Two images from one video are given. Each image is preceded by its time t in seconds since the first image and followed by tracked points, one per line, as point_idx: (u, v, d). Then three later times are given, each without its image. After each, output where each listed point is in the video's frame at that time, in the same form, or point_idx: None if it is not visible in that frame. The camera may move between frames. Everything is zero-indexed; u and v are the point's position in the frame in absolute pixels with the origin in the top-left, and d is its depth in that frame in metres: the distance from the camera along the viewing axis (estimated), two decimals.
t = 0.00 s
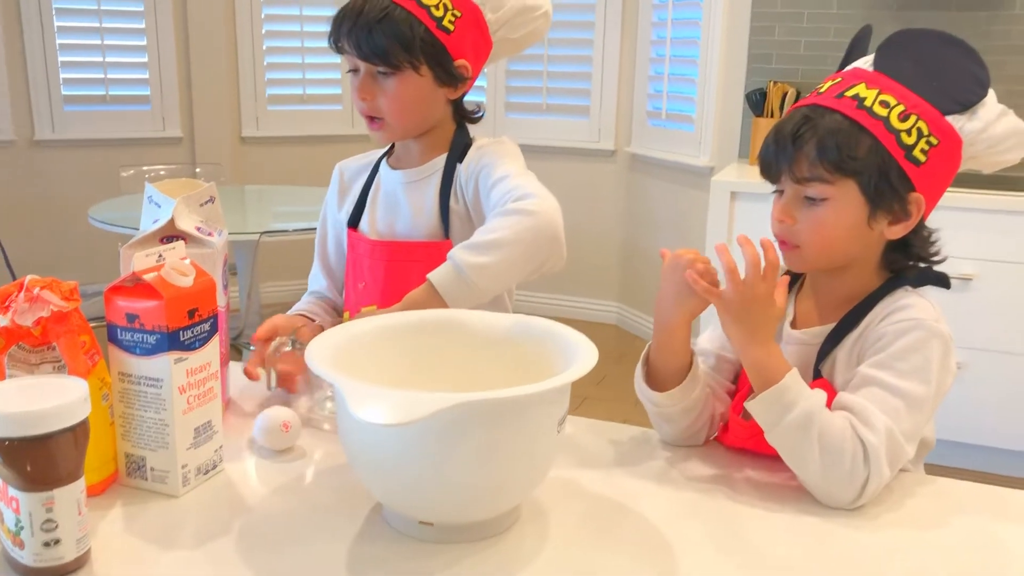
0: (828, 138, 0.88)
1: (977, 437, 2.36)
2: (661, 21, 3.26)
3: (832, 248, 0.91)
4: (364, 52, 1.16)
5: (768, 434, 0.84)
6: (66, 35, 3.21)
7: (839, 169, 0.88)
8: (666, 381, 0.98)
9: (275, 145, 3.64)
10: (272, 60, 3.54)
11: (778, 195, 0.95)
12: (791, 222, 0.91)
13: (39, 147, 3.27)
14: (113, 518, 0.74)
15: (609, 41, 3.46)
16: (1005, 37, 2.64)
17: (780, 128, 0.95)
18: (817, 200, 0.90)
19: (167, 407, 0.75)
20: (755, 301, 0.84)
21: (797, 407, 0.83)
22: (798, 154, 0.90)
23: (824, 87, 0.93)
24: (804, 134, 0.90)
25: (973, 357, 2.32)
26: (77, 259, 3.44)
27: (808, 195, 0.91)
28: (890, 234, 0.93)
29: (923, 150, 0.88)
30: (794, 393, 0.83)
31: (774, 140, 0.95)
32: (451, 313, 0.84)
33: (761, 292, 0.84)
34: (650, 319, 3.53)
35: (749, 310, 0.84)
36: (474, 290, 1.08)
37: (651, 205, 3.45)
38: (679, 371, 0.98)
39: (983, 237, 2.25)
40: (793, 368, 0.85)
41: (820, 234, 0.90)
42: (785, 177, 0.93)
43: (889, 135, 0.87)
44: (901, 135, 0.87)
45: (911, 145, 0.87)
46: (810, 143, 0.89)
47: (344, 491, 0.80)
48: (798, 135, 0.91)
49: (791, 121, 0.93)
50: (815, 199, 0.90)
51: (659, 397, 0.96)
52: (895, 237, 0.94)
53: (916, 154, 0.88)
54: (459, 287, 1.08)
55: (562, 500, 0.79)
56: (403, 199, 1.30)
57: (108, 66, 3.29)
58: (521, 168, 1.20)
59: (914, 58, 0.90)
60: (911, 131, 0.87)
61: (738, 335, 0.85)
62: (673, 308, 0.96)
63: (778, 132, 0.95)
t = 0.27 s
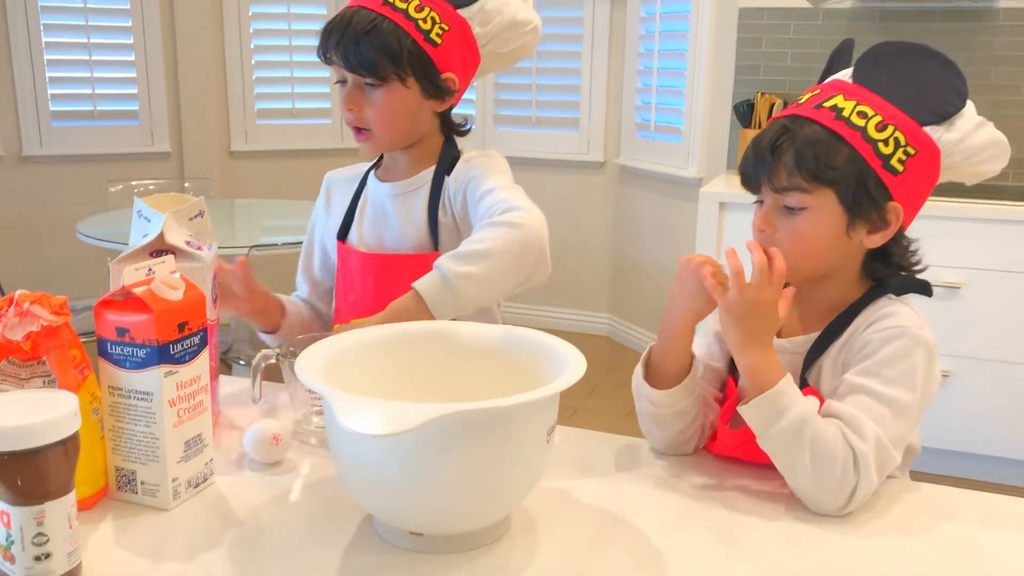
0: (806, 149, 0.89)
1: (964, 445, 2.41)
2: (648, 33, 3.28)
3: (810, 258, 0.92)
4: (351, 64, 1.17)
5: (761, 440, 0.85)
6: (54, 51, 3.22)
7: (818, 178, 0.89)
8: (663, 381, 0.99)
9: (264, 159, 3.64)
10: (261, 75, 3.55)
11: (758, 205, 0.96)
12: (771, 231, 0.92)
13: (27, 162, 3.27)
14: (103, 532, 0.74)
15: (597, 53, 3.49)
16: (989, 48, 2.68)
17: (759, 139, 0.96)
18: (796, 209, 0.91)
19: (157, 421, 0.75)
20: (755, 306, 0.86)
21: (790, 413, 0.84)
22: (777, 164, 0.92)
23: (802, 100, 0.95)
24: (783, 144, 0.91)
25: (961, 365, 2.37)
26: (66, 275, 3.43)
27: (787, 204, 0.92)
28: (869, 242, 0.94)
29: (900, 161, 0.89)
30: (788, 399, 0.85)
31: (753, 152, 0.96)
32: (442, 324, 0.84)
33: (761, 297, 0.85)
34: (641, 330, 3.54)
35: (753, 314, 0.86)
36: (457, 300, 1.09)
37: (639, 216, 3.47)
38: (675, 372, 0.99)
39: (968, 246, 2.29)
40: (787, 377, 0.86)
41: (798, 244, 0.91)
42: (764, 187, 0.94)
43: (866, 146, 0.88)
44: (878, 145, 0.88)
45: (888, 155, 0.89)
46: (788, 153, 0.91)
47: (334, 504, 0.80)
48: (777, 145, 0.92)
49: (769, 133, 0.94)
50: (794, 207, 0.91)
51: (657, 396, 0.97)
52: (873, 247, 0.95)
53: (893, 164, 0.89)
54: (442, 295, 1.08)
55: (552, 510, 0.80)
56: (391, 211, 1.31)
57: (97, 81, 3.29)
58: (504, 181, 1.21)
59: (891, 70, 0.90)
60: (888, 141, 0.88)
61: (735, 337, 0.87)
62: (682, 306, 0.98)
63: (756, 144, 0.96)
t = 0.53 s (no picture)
0: (790, 162, 0.90)
1: (958, 449, 2.42)
2: (640, 41, 3.29)
3: (800, 268, 0.92)
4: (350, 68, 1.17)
5: (756, 442, 0.86)
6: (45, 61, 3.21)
7: (802, 192, 0.89)
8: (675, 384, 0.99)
9: (256, 168, 3.64)
10: (253, 84, 3.55)
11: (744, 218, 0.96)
12: (759, 245, 0.93)
13: (18, 172, 3.26)
14: (97, 543, 0.74)
15: (588, 62, 3.50)
16: (979, 55, 2.70)
17: (743, 152, 0.96)
18: (783, 219, 0.91)
19: (151, 431, 0.75)
20: (757, 310, 0.89)
21: (785, 416, 0.85)
22: (762, 178, 0.92)
23: (785, 110, 0.95)
24: (767, 158, 0.91)
25: (952, 371, 2.38)
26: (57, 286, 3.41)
27: (774, 218, 0.92)
28: (854, 253, 0.94)
29: (884, 170, 0.90)
30: (784, 402, 0.85)
31: (737, 164, 0.96)
32: (439, 334, 0.84)
33: (763, 301, 0.89)
34: (634, 338, 3.54)
35: (759, 319, 0.89)
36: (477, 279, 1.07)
37: (632, 223, 3.48)
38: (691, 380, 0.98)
39: (959, 252, 2.31)
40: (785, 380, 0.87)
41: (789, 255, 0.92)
42: (750, 201, 0.94)
43: (849, 157, 0.89)
44: (862, 156, 0.89)
45: (872, 166, 0.89)
46: (774, 166, 0.91)
47: (330, 513, 0.80)
48: (761, 159, 0.92)
49: (752, 145, 0.94)
50: (781, 218, 0.91)
51: (671, 401, 0.96)
52: (859, 256, 0.95)
53: (877, 175, 0.89)
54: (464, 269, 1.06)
55: (546, 518, 0.80)
56: (387, 218, 1.31)
57: (88, 92, 3.29)
58: (503, 182, 1.24)
59: (873, 77, 0.91)
60: (871, 152, 0.89)
61: (735, 341, 0.89)
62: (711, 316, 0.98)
63: (740, 156, 0.96)
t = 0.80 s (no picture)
0: (782, 166, 0.89)
1: (952, 450, 2.42)
2: (633, 44, 3.30)
3: (792, 272, 0.91)
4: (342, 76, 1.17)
5: (749, 445, 0.85)
6: (38, 66, 3.20)
7: (795, 195, 0.89)
8: (673, 392, 0.97)
9: (250, 173, 3.64)
10: (247, 89, 3.55)
11: (734, 223, 0.95)
12: (751, 251, 0.91)
13: (11, 178, 3.25)
14: (92, 550, 0.74)
15: (582, 66, 3.50)
16: (972, 58, 2.71)
17: (730, 155, 0.94)
18: (774, 224, 0.91)
19: (145, 437, 0.75)
20: (758, 319, 0.86)
21: (777, 419, 0.84)
22: (754, 182, 0.90)
23: (770, 114, 0.93)
24: (757, 162, 0.90)
25: (947, 373, 2.39)
26: (51, 293, 3.40)
27: (765, 222, 0.91)
28: (843, 255, 0.94)
29: (873, 173, 0.90)
30: (776, 405, 0.85)
31: (725, 168, 0.94)
32: (434, 338, 0.84)
33: (766, 311, 0.86)
34: (629, 341, 3.55)
35: (761, 329, 0.86)
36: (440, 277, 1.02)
37: (626, 227, 3.48)
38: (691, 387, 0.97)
39: (953, 254, 2.32)
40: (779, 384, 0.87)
41: (781, 259, 0.91)
42: (740, 206, 0.92)
43: (840, 160, 0.89)
44: (851, 159, 0.89)
45: (861, 168, 0.89)
46: (765, 170, 0.90)
47: (325, 518, 0.80)
48: (752, 163, 0.91)
49: (740, 149, 0.93)
50: (772, 223, 0.91)
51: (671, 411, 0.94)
52: (849, 259, 0.95)
53: (865, 176, 0.90)
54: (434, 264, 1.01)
55: (543, 522, 0.80)
56: (382, 221, 1.30)
57: (81, 97, 3.28)
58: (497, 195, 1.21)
59: (854, 81, 0.91)
60: (859, 155, 0.89)
61: (736, 350, 0.86)
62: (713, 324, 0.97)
63: (727, 160, 0.95)
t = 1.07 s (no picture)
0: (774, 174, 0.87)
1: (949, 450, 2.43)
2: (629, 46, 3.30)
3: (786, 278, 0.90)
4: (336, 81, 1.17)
5: (745, 449, 0.85)
6: (32, 69, 3.20)
7: (788, 203, 0.87)
8: (668, 396, 0.97)
9: (246, 175, 3.63)
10: (242, 91, 3.55)
11: (720, 232, 0.92)
12: (744, 261, 0.90)
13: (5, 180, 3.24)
14: (87, 555, 0.73)
15: (578, 67, 3.51)
16: (966, 58, 2.71)
17: (716, 164, 0.92)
18: (767, 232, 0.89)
19: (141, 441, 0.74)
20: (754, 322, 0.86)
21: (773, 422, 0.84)
22: (745, 191, 0.88)
23: (751, 121, 0.91)
24: (748, 171, 0.88)
25: (942, 373, 2.39)
26: (46, 296, 3.39)
27: (758, 230, 0.89)
28: (832, 259, 0.94)
29: (857, 176, 0.90)
30: (773, 407, 0.85)
31: (711, 177, 0.92)
32: (430, 342, 0.84)
33: (762, 313, 0.85)
34: (625, 343, 3.55)
35: (756, 332, 0.86)
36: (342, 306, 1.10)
37: (622, 228, 3.48)
38: (686, 391, 0.97)
39: (948, 255, 2.32)
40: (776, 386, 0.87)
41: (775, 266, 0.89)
42: (730, 215, 0.90)
43: (828, 165, 0.88)
44: (837, 163, 0.89)
45: (847, 172, 0.89)
46: (757, 179, 0.88)
47: (322, 522, 0.79)
48: (743, 173, 0.88)
49: (726, 158, 0.91)
50: (765, 231, 0.89)
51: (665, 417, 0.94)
52: (836, 263, 0.95)
53: (852, 181, 0.90)
54: (331, 288, 1.08)
55: (539, 525, 0.80)
56: (373, 223, 1.30)
57: (76, 99, 3.28)
58: (469, 223, 1.21)
59: (827, 83, 0.90)
60: (845, 158, 0.89)
61: (730, 353, 0.86)
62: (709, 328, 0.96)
63: (713, 169, 0.92)
